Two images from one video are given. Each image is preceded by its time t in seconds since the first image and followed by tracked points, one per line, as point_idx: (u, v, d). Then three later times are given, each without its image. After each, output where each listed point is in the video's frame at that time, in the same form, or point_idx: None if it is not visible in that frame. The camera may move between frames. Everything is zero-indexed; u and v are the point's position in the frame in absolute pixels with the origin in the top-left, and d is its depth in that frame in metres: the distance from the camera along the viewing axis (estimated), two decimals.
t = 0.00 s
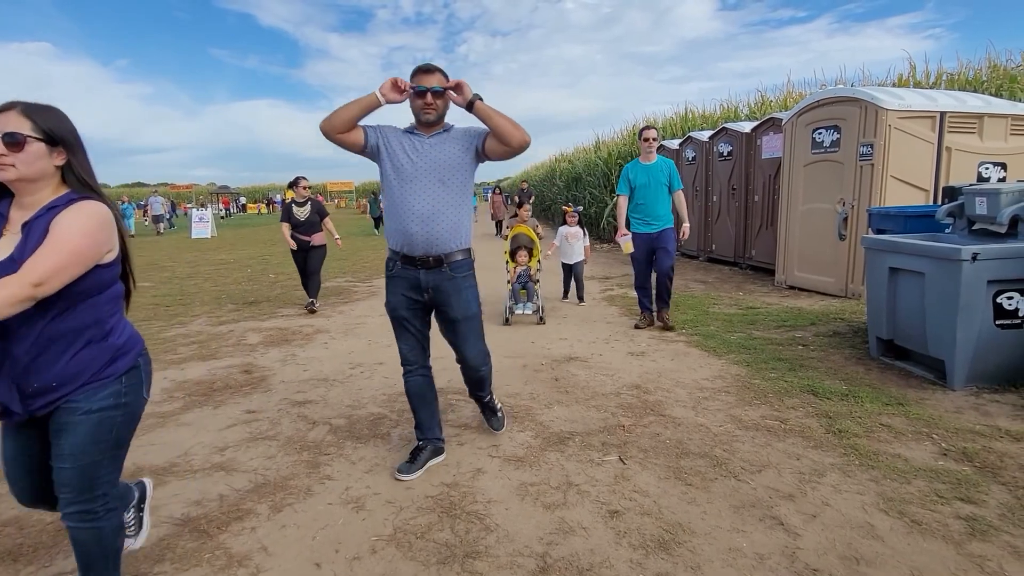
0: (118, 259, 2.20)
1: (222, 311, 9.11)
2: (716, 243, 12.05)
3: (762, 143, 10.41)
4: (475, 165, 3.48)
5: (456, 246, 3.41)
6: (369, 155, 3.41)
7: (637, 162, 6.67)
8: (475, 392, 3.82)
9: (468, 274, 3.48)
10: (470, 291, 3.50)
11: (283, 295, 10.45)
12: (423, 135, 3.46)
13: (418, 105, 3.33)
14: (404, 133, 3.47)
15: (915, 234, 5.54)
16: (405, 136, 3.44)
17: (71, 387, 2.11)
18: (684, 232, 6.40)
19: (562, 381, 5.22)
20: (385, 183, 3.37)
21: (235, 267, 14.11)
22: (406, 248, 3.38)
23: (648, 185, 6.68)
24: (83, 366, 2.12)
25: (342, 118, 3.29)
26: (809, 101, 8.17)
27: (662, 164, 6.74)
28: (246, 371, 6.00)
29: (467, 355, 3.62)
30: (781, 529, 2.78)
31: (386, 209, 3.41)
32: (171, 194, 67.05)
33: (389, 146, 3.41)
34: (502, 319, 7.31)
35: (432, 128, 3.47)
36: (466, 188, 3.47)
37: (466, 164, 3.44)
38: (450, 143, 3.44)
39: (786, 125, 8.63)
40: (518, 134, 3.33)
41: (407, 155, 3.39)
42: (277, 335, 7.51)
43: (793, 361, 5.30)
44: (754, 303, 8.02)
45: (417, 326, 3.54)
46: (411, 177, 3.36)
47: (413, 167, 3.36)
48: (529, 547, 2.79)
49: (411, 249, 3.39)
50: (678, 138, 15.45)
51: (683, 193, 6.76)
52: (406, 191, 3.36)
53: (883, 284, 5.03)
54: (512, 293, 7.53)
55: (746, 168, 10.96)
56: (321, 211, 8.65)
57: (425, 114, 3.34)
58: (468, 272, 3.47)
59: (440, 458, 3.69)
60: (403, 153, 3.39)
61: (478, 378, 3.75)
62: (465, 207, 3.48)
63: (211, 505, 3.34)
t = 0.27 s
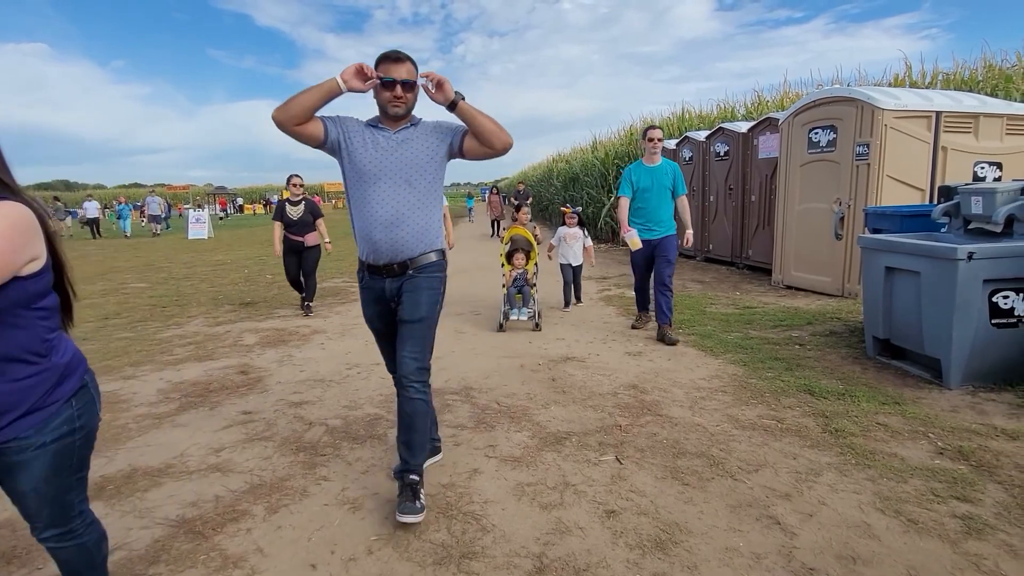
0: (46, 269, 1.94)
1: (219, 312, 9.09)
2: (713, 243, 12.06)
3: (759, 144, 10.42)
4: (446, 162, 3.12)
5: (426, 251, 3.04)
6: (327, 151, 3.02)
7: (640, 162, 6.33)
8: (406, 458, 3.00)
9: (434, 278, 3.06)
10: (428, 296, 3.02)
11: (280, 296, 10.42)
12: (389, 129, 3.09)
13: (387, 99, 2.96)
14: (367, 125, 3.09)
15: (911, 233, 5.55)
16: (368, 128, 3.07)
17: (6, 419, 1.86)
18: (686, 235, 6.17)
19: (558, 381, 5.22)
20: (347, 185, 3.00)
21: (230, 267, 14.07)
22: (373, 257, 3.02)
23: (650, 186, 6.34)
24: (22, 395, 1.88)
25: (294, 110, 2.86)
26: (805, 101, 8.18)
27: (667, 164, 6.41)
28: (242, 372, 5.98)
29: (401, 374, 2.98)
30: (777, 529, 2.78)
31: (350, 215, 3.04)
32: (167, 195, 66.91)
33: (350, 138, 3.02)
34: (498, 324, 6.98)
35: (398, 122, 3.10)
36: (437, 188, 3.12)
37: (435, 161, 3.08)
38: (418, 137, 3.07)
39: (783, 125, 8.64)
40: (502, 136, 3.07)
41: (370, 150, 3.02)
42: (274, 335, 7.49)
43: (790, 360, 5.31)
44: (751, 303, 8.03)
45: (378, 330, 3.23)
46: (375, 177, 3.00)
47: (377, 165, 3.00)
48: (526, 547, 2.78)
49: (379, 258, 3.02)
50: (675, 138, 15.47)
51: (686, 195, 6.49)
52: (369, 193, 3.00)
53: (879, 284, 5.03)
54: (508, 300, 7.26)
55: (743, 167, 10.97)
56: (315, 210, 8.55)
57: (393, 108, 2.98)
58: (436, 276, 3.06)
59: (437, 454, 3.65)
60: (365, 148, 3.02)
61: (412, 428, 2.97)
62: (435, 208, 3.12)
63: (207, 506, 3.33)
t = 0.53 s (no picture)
0: None
1: (217, 313, 9.07)
2: (712, 243, 12.05)
3: (758, 144, 10.42)
4: (414, 167, 2.78)
5: (386, 268, 2.76)
6: (290, 150, 2.82)
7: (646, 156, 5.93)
8: (367, 496, 2.72)
9: (402, 303, 2.80)
10: (394, 326, 2.77)
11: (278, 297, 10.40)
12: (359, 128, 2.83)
13: (364, 95, 2.69)
14: (335, 124, 2.84)
15: (909, 233, 5.55)
16: (333, 128, 2.82)
17: None
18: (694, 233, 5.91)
19: (557, 381, 5.21)
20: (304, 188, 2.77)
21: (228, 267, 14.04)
22: (328, 270, 2.77)
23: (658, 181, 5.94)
24: None
25: (249, 102, 2.61)
26: (804, 102, 8.18)
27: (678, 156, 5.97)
28: (240, 372, 5.97)
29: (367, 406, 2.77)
30: (777, 528, 2.78)
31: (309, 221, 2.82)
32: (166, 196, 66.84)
33: (312, 138, 2.79)
34: (495, 332, 6.68)
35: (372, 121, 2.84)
36: (402, 198, 2.80)
37: (399, 167, 2.75)
38: (384, 140, 2.77)
39: (781, 125, 8.64)
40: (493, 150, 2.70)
41: (330, 153, 2.77)
42: (272, 336, 7.48)
43: (789, 360, 5.30)
44: (750, 303, 8.02)
45: (339, 351, 3.00)
46: (334, 182, 2.75)
47: (337, 169, 2.74)
48: (524, 547, 2.77)
49: (335, 271, 2.77)
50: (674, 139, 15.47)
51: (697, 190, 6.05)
52: (326, 200, 2.76)
53: (878, 283, 5.03)
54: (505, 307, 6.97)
55: (742, 168, 10.97)
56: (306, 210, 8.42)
57: (371, 104, 2.71)
58: (402, 300, 2.80)
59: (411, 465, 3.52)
60: (326, 150, 2.77)
61: (376, 461, 2.72)
62: (400, 220, 2.82)
63: (204, 506, 3.32)
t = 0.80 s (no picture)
0: None
1: (217, 312, 9.05)
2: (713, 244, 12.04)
3: (759, 144, 10.40)
4: (375, 158, 2.43)
5: (336, 268, 2.48)
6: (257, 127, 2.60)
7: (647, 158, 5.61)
8: (359, 502, 2.67)
9: (376, 309, 2.61)
10: (370, 335, 2.59)
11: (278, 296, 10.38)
12: (325, 107, 2.54)
13: (338, 71, 2.41)
14: (300, 102, 2.56)
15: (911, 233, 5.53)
16: (300, 105, 2.54)
17: None
18: (705, 237, 5.79)
19: (558, 380, 5.19)
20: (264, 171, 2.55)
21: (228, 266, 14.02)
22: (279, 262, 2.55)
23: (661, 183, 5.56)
24: None
25: (212, 62, 2.56)
26: (806, 102, 8.16)
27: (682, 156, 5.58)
28: (240, 371, 5.95)
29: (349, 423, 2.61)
30: (779, 527, 2.76)
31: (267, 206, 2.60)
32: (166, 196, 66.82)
33: (276, 116, 2.54)
34: (492, 339, 6.39)
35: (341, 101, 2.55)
36: (361, 189, 2.48)
37: (356, 152, 2.41)
38: (344, 124, 2.44)
39: (782, 125, 8.62)
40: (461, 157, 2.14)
41: (289, 133, 2.50)
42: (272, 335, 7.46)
43: (790, 360, 5.28)
44: (751, 304, 8.00)
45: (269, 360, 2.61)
46: (288, 166, 2.48)
47: (292, 152, 2.48)
48: (524, 545, 2.75)
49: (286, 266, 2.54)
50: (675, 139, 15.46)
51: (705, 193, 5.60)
52: (279, 185, 2.50)
53: (880, 283, 5.01)
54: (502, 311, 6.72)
55: (743, 169, 10.96)
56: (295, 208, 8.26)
57: (345, 81, 2.43)
58: (373, 306, 2.60)
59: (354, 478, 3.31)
60: (285, 130, 2.51)
61: (363, 472, 2.64)
62: (358, 213, 2.51)
63: (203, 504, 3.30)
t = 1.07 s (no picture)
0: None
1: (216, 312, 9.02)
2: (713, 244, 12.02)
3: (759, 144, 10.38)
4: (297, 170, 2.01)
5: (249, 294, 2.11)
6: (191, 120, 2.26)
7: (643, 151, 5.46)
8: (349, 508, 2.56)
9: (313, 337, 2.26)
10: (312, 366, 2.25)
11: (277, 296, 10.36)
12: (256, 103, 2.15)
13: (281, 71, 2.03)
14: (233, 93, 2.20)
15: (913, 233, 5.50)
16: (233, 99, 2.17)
17: None
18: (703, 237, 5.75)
19: (558, 379, 5.16)
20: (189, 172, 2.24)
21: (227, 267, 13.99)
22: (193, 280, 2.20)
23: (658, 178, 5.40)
24: None
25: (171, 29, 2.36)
26: (806, 102, 8.14)
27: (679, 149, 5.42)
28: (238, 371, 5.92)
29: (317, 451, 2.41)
30: (781, 528, 2.73)
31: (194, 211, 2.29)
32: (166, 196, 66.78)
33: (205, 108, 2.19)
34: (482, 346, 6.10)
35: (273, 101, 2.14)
36: (281, 203, 2.08)
37: (266, 157, 2.00)
38: (267, 126, 2.04)
39: (783, 125, 8.60)
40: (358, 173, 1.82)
41: (211, 130, 2.15)
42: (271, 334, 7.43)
43: (792, 360, 5.25)
44: (751, 304, 7.98)
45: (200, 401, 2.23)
46: (207, 169, 2.14)
47: (211, 154, 2.12)
48: (524, 545, 2.73)
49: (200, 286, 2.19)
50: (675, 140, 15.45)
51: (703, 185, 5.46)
52: (198, 190, 2.16)
53: (882, 283, 4.98)
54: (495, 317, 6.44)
55: (743, 169, 10.93)
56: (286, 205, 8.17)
57: (287, 83, 2.05)
58: (312, 333, 2.25)
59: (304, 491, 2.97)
60: (208, 125, 2.16)
61: (347, 486, 2.50)
62: (277, 231, 2.11)
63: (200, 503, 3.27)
